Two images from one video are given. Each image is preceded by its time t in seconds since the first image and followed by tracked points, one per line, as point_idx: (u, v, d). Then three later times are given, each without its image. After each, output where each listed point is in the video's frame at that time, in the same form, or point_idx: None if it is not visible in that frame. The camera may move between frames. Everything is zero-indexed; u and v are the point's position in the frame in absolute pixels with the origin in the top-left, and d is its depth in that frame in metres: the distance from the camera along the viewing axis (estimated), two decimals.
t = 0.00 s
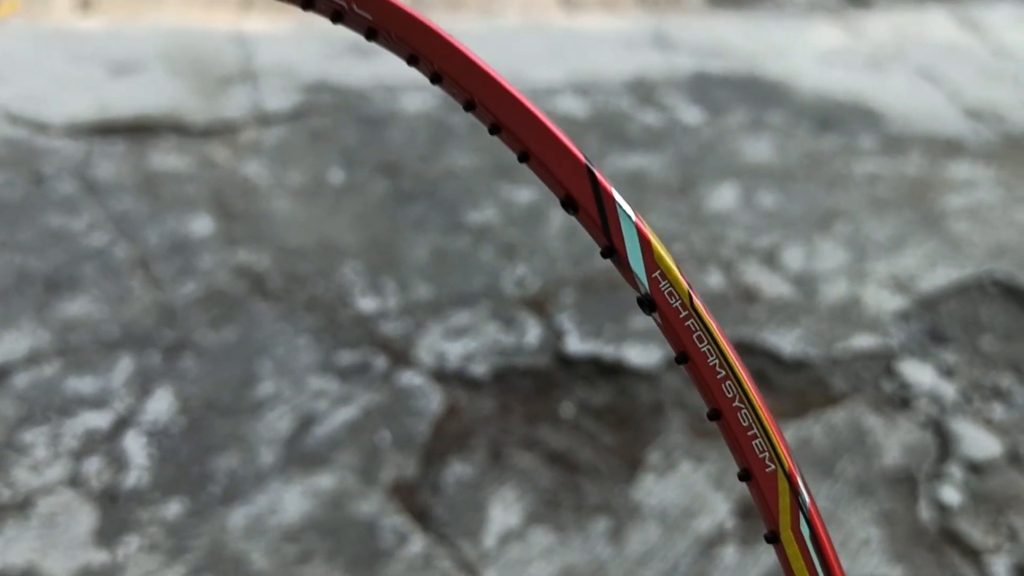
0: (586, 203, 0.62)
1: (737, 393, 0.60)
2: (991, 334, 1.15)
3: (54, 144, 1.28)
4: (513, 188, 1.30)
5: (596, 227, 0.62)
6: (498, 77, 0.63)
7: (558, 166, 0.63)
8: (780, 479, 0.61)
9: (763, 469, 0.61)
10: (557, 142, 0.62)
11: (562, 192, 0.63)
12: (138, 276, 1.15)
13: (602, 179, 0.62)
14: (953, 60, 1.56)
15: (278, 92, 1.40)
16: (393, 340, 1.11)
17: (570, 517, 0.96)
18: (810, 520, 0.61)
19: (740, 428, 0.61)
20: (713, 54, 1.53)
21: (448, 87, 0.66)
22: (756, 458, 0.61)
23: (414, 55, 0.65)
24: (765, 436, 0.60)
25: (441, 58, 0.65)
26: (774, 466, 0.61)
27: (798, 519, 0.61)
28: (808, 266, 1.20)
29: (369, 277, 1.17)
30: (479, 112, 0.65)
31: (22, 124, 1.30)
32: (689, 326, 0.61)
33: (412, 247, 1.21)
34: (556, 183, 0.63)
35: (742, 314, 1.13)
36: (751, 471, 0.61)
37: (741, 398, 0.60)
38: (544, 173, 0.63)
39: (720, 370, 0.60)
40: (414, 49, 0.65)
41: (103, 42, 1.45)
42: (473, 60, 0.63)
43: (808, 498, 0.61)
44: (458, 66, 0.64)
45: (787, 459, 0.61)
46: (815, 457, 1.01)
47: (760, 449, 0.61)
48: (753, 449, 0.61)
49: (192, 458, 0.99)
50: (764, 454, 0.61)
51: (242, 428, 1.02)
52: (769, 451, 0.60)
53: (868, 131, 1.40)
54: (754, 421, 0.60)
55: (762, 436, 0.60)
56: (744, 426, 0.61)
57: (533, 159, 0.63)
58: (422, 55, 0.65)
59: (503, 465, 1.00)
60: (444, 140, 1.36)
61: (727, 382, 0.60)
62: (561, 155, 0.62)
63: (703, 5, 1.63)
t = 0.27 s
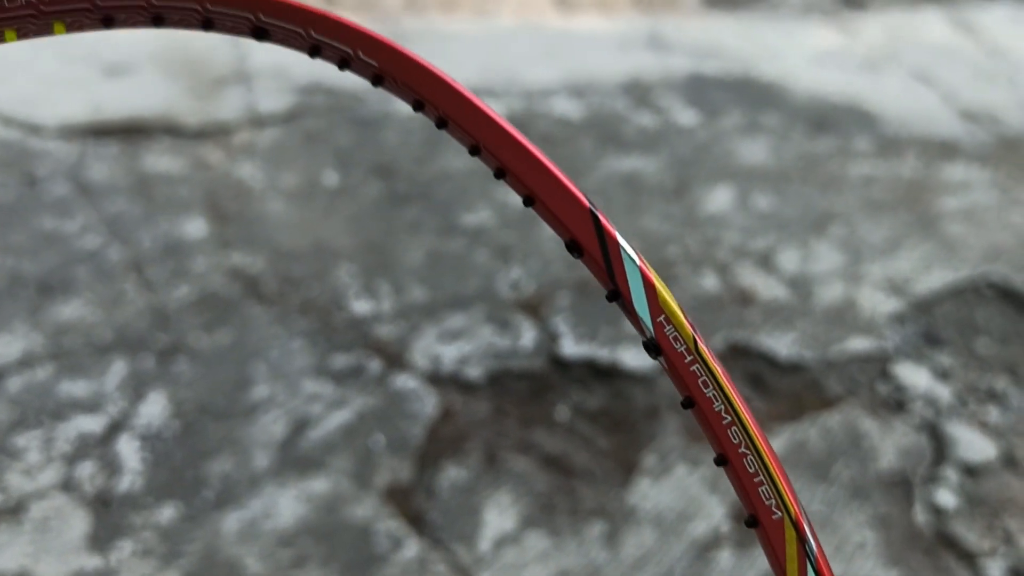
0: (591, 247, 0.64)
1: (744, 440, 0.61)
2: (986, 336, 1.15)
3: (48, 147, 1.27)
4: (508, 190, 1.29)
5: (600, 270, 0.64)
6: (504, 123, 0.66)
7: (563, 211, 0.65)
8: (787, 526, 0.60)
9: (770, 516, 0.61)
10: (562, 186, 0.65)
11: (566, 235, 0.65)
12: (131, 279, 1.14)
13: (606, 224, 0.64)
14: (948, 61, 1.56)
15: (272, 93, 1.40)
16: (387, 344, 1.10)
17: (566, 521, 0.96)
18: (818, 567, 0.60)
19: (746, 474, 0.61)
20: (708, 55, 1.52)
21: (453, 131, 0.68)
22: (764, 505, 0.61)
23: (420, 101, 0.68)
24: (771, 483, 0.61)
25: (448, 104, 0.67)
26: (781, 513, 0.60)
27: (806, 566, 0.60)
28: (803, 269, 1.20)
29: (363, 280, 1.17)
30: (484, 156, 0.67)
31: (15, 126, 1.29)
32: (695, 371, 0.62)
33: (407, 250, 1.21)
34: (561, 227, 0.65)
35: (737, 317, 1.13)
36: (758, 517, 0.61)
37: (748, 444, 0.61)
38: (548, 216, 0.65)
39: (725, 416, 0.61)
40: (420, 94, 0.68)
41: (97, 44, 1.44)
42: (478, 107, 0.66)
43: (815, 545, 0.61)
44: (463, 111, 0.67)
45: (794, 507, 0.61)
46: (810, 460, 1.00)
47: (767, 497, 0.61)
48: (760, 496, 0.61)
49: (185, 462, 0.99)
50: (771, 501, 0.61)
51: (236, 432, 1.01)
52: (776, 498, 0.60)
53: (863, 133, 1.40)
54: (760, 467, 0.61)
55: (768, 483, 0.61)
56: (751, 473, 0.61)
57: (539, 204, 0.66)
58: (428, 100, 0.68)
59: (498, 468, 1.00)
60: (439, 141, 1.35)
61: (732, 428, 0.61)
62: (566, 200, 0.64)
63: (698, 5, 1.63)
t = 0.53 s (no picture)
0: (637, 279, 0.65)
1: (798, 484, 0.62)
2: (982, 340, 1.15)
3: (45, 150, 1.27)
4: (506, 194, 1.29)
5: (648, 305, 0.65)
6: (547, 154, 0.68)
7: (608, 242, 0.66)
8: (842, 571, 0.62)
9: (825, 562, 0.63)
10: (607, 218, 0.66)
11: (613, 268, 0.66)
12: (130, 283, 1.14)
13: (653, 257, 0.65)
14: (944, 65, 1.57)
15: (270, 97, 1.39)
16: (385, 348, 1.11)
17: (564, 525, 0.96)
18: None
19: (801, 519, 0.63)
20: (705, 59, 1.53)
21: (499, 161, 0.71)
22: (818, 550, 0.63)
23: (464, 130, 0.72)
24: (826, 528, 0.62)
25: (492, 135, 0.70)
26: (837, 559, 0.62)
27: None
28: (800, 273, 1.20)
29: (362, 284, 1.17)
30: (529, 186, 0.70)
31: (13, 130, 1.29)
32: (747, 411, 0.62)
33: (405, 254, 1.21)
34: (607, 259, 0.66)
35: (734, 321, 1.14)
36: (812, 563, 0.63)
37: (803, 489, 0.62)
38: (594, 247, 0.67)
39: (779, 459, 0.62)
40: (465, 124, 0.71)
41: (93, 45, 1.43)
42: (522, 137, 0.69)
43: None
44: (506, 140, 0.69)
45: (849, 551, 0.62)
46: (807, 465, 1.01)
47: (822, 542, 0.62)
48: (815, 540, 0.62)
49: (184, 467, 0.99)
50: (826, 547, 0.62)
51: (234, 436, 1.02)
52: (831, 544, 0.62)
53: (859, 137, 1.40)
54: (814, 512, 0.62)
55: (824, 528, 0.62)
56: (805, 517, 0.63)
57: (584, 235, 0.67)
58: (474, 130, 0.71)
59: (496, 473, 1.00)
60: (438, 142, 1.35)
61: (786, 471, 0.62)
62: (610, 230, 0.66)
63: (695, 8, 1.63)
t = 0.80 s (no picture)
0: (685, 327, 0.59)
1: (848, 539, 0.58)
2: (980, 345, 1.16)
3: (46, 156, 1.27)
4: (506, 199, 1.30)
5: (695, 354, 0.59)
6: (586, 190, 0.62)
7: (657, 289, 0.60)
8: None
9: None
10: (651, 260, 0.60)
11: (659, 314, 0.60)
12: (130, 288, 1.15)
13: (702, 303, 0.59)
14: (942, 69, 1.57)
15: (269, 103, 1.40)
16: (386, 353, 1.11)
17: (563, 530, 0.97)
18: None
19: None
20: (704, 63, 1.53)
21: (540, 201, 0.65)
22: None
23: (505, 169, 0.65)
24: None
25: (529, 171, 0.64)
26: None
27: None
28: (798, 277, 1.21)
29: (362, 289, 1.17)
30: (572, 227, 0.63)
31: (13, 134, 1.28)
32: (797, 464, 0.58)
33: (405, 259, 1.21)
34: (654, 306, 0.60)
35: (734, 324, 1.14)
36: None
37: (853, 545, 0.58)
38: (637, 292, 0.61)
39: (828, 513, 0.58)
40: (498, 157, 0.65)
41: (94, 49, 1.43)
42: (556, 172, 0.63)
43: None
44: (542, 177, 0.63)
45: None
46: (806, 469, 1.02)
47: None
48: None
49: (185, 472, 0.99)
50: None
51: (235, 441, 1.02)
52: None
53: (858, 142, 1.41)
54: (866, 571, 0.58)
55: None
56: None
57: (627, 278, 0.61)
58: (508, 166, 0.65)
59: (496, 477, 1.01)
60: (437, 151, 1.36)
61: (835, 526, 0.58)
62: (658, 276, 0.60)
63: (694, 12, 1.63)
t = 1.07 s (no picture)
0: (715, 343, 0.63)
1: (881, 561, 0.61)
2: (981, 347, 1.16)
3: (48, 158, 1.27)
4: (508, 201, 1.30)
5: (726, 371, 0.63)
6: (620, 213, 0.66)
7: (686, 307, 0.64)
8: None
9: None
10: (683, 281, 0.64)
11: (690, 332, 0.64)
12: (133, 291, 1.15)
13: (732, 322, 0.63)
14: (942, 70, 1.57)
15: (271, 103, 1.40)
16: (388, 355, 1.11)
17: (566, 532, 0.97)
18: None
19: None
20: (705, 65, 1.53)
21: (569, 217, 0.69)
22: None
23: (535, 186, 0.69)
24: None
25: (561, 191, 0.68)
26: None
27: None
28: (800, 279, 1.21)
29: (364, 291, 1.17)
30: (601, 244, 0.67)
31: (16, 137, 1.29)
32: (829, 485, 0.61)
33: (407, 261, 1.21)
34: (685, 323, 0.64)
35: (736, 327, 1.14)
36: None
37: (886, 565, 0.61)
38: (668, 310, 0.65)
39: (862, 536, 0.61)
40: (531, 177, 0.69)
41: (96, 52, 1.44)
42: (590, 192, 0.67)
43: None
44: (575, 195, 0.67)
45: None
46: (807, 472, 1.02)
47: None
48: None
49: (188, 475, 1.00)
50: None
51: (238, 444, 1.02)
52: None
53: (858, 144, 1.41)
54: None
55: None
56: None
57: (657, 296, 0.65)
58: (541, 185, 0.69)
59: (499, 480, 1.01)
60: (438, 155, 1.36)
61: (869, 549, 0.61)
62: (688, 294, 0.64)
63: (695, 12, 1.63)
